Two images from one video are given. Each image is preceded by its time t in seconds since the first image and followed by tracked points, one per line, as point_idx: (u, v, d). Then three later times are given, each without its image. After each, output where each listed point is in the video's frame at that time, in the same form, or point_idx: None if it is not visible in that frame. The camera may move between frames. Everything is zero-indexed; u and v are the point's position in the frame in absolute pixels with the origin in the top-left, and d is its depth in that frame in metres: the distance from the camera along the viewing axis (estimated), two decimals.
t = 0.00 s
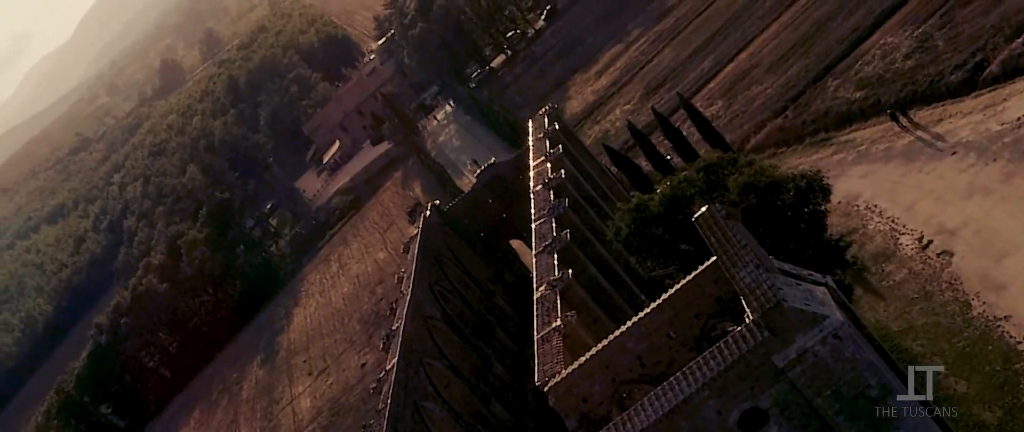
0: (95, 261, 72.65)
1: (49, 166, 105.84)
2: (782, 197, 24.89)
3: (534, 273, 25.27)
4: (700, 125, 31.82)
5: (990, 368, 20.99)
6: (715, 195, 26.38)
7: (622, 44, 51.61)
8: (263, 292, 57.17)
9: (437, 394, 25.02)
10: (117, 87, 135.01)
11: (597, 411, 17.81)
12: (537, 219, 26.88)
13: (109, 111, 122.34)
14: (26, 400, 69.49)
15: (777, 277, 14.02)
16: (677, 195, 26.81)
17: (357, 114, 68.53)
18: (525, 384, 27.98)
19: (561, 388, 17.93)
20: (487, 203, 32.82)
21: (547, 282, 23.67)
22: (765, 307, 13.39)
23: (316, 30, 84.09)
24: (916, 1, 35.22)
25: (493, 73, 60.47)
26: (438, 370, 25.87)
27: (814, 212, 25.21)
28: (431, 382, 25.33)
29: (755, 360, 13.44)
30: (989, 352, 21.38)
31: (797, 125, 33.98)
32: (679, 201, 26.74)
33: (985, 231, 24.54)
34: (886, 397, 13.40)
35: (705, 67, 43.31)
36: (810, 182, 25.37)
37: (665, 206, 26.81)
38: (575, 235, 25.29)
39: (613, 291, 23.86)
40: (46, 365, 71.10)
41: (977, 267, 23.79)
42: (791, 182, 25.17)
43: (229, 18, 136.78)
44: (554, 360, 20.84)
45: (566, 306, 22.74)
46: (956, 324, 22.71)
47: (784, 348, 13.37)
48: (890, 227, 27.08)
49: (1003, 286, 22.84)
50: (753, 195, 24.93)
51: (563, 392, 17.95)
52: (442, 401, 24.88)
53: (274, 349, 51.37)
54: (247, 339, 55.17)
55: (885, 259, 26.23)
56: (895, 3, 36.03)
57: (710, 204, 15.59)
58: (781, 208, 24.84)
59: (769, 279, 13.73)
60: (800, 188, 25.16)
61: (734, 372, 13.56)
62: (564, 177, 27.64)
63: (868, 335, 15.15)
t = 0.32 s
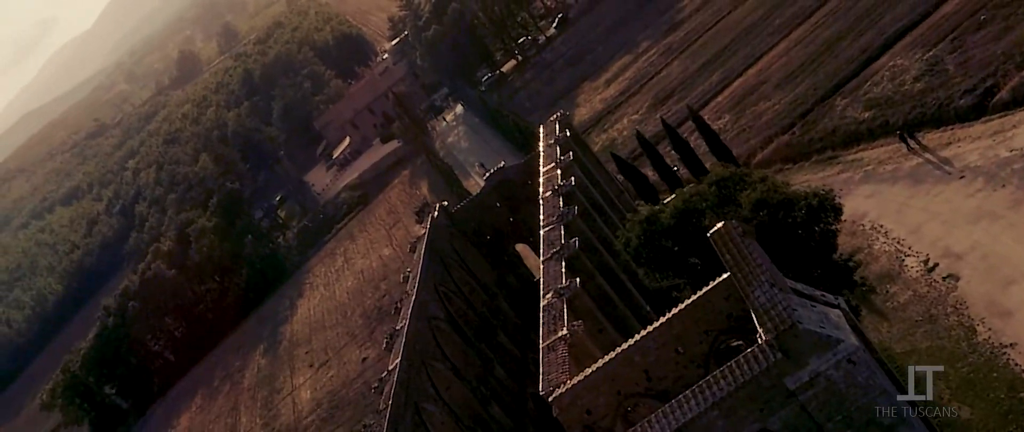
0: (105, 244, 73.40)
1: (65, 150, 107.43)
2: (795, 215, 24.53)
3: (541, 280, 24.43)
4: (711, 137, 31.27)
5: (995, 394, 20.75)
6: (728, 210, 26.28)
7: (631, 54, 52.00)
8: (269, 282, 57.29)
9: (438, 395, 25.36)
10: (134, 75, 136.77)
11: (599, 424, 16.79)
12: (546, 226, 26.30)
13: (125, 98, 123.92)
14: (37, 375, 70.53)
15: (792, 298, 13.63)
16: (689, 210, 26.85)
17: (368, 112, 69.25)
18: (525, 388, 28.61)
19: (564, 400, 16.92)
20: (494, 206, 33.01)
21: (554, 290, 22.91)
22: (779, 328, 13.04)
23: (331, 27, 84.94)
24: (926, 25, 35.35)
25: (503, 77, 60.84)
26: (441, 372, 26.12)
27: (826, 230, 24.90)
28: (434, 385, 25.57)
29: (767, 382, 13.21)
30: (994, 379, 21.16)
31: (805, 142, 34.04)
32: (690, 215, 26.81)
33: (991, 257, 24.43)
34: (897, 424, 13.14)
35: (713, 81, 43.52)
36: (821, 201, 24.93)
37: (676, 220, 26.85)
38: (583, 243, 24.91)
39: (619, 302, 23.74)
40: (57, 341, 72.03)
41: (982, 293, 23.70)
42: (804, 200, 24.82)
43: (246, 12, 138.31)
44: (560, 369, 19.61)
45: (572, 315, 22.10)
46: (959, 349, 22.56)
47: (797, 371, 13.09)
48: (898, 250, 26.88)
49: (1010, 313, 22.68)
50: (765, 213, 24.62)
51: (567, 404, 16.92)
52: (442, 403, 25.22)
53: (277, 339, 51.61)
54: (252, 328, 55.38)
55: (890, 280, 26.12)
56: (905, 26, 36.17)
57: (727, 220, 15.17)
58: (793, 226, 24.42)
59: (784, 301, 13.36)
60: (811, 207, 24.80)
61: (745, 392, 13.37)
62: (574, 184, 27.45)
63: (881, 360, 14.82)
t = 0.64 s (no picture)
0: (116, 228, 74.93)
1: (83, 137, 109.08)
2: (802, 236, 23.81)
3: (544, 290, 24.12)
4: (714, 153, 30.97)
5: (995, 424, 20.45)
6: (736, 228, 25.28)
7: (639, 67, 52.48)
8: (274, 274, 58.16)
9: (436, 400, 25.39)
10: (153, 66, 138.84)
11: None
12: (551, 234, 26.21)
13: (143, 88, 125.52)
14: (41, 355, 70.75)
15: (803, 324, 13.09)
16: (696, 227, 25.91)
17: (378, 111, 69.87)
18: (521, 394, 29.10)
19: (564, 414, 16.45)
20: (501, 212, 33.05)
21: (558, 301, 22.60)
22: (788, 354, 12.53)
23: (345, 27, 85.85)
24: (935, 49, 35.22)
25: (512, 83, 61.80)
26: (440, 376, 26.20)
27: (834, 253, 23.95)
28: (433, 388, 25.64)
29: (772, 408, 12.71)
30: (994, 408, 20.86)
31: (808, 161, 34.00)
32: (697, 231, 25.84)
33: (994, 286, 24.16)
34: None
35: (719, 96, 43.67)
36: (829, 222, 24.30)
37: (683, 235, 25.92)
38: (588, 254, 24.78)
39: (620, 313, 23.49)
40: (65, 321, 72.91)
41: (984, 321, 23.39)
42: (812, 221, 24.11)
43: (264, 8, 139.99)
44: (561, 382, 19.08)
45: (573, 327, 21.57)
46: (960, 376, 22.26)
47: (805, 398, 12.57)
48: (900, 273, 26.73)
49: (1012, 342, 22.34)
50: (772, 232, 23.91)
51: (566, 418, 16.41)
52: (440, 407, 25.31)
53: (280, 330, 51.90)
54: (254, 317, 55.89)
55: (891, 304, 25.88)
56: (913, 49, 36.10)
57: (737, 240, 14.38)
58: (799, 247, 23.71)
59: (794, 326, 12.80)
60: (819, 228, 24.03)
61: (750, 418, 12.84)
62: (580, 195, 27.70)
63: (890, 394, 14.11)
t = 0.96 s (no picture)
0: (127, 213, 78.61)
1: (101, 128, 110.85)
2: (807, 261, 23.60)
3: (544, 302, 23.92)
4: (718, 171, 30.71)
5: None
6: (741, 249, 25.12)
7: (644, 80, 52.99)
8: (279, 266, 58.50)
9: (431, 408, 25.60)
10: (173, 60, 142.44)
11: None
12: (553, 246, 25.88)
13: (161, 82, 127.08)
14: (47, 335, 71.54)
15: (810, 354, 13.39)
16: (701, 246, 25.96)
17: (386, 111, 70.55)
18: (517, 402, 29.28)
19: None
20: (502, 219, 33.48)
21: (559, 315, 22.23)
22: (794, 385, 12.85)
23: (359, 28, 87.11)
24: (939, 76, 35.27)
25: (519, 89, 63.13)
26: (436, 383, 26.33)
27: (836, 278, 24.01)
28: (429, 395, 25.81)
29: None
30: None
31: (809, 181, 33.75)
32: (702, 251, 25.91)
33: (994, 317, 23.55)
34: None
35: (723, 113, 43.72)
36: (833, 247, 24.45)
37: (687, 254, 26.08)
38: (590, 268, 24.46)
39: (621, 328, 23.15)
40: (72, 301, 74.62)
41: (982, 352, 22.83)
42: (817, 245, 24.03)
43: (281, 9, 141.68)
44: (558, 399, 19.12)
45: (574, 341, 21.39)
46: (957, 407, 21.72)
47: None
48: (897, 297, 26.36)
49: (1009, 375, 21.79)
50: (777, 255, 23.68)
51: None
52: (434, 415, 25.59)
53: (281, 324, 50.86)
54: (256, 308, 55.82)
55: (889, 329, 25.34)
56: (918, 74, 36.15)
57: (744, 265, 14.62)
58: (804, 271, 23.55)
59: (801, 356, 13.09)
60: (823, 253, 24.02)
61: None
62: (583, 207, 27.22)
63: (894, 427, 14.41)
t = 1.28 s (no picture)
0: (140, 199, 82.18)
1: (125, 124, 113.53)
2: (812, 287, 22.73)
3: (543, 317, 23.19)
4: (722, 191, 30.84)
5: None
6: (744, 271, 24.01)
7: (649, 93, 53.35)
8: (283, 258, 58.84)
9: (426, 415, 25.67)
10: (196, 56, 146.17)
11: None
12: (554, 259, 25.01)
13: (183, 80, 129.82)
14: (58, 313, 74.77)
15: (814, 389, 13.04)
16: (705, 269, 24.78)
17: (395, 113, 71.29)
18: (511, 412, 29.02)
19: None
20: (504, 227, 33.77)
21: (559, 331, 21.51)
22: (799, 420, 12.39)
23: (373, 30, 88.91)
24: (944, 103, 34.96)
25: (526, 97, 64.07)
26: (431, 389, 26.38)
27: (841, 307, 23.24)
28: (424, 403, 25.84)
29: None
30: None
31: (809, 202, 33.42)
32: (706, 273, 24.71)
33: (994, 349, 23.02)
34: None
35: (725, 129, 43.55)
36: (837, 274, 23.61)
37: (692, 276, 24.87)
38: (591, 284, 23.81)
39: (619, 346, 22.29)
40: (85, 281, 78.27)
41: (980, 383, 22.29)
42: (821, 271, 23.11)
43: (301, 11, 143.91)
44: (555, 418, 18.43)
45: (573, 359, 20.92)
46: None
47: None
48: (896, 322, 25.90)
49: (1009, 408, 21.14)
50: (781, 281, 22.80)
51: None
52: (429, 423, 25.54)
53: (282, 316, 50.95)
54: (259, 298, 56.33)
55: (886, 355, 24.86)
56: (922, 100, 35.83)
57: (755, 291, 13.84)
58: (807, 298, 22.67)
59: (808, 392, 12.70)
60: (828, 279, 23.13)
61: None
62: (587, 220, 26.47)
63: None
